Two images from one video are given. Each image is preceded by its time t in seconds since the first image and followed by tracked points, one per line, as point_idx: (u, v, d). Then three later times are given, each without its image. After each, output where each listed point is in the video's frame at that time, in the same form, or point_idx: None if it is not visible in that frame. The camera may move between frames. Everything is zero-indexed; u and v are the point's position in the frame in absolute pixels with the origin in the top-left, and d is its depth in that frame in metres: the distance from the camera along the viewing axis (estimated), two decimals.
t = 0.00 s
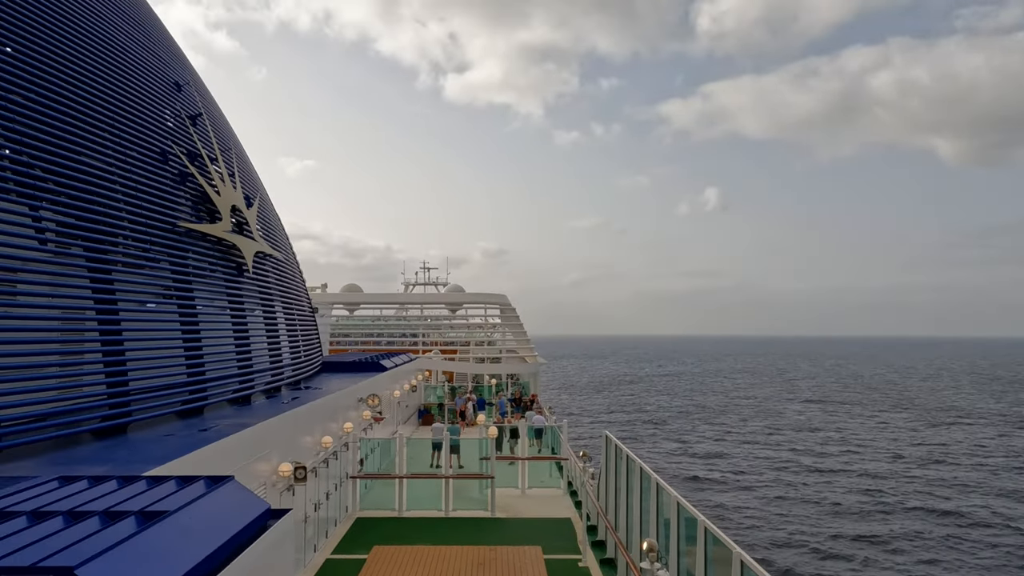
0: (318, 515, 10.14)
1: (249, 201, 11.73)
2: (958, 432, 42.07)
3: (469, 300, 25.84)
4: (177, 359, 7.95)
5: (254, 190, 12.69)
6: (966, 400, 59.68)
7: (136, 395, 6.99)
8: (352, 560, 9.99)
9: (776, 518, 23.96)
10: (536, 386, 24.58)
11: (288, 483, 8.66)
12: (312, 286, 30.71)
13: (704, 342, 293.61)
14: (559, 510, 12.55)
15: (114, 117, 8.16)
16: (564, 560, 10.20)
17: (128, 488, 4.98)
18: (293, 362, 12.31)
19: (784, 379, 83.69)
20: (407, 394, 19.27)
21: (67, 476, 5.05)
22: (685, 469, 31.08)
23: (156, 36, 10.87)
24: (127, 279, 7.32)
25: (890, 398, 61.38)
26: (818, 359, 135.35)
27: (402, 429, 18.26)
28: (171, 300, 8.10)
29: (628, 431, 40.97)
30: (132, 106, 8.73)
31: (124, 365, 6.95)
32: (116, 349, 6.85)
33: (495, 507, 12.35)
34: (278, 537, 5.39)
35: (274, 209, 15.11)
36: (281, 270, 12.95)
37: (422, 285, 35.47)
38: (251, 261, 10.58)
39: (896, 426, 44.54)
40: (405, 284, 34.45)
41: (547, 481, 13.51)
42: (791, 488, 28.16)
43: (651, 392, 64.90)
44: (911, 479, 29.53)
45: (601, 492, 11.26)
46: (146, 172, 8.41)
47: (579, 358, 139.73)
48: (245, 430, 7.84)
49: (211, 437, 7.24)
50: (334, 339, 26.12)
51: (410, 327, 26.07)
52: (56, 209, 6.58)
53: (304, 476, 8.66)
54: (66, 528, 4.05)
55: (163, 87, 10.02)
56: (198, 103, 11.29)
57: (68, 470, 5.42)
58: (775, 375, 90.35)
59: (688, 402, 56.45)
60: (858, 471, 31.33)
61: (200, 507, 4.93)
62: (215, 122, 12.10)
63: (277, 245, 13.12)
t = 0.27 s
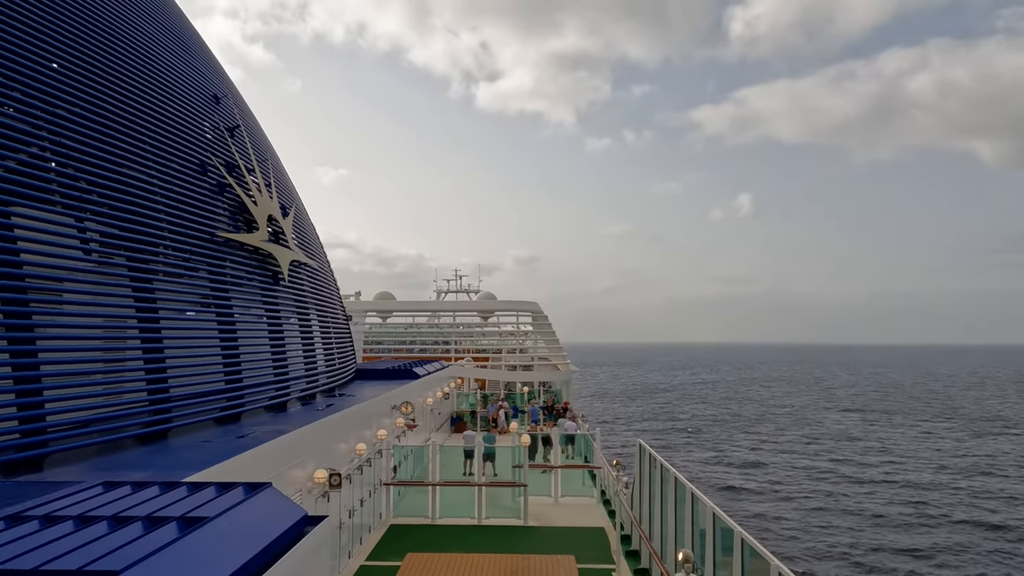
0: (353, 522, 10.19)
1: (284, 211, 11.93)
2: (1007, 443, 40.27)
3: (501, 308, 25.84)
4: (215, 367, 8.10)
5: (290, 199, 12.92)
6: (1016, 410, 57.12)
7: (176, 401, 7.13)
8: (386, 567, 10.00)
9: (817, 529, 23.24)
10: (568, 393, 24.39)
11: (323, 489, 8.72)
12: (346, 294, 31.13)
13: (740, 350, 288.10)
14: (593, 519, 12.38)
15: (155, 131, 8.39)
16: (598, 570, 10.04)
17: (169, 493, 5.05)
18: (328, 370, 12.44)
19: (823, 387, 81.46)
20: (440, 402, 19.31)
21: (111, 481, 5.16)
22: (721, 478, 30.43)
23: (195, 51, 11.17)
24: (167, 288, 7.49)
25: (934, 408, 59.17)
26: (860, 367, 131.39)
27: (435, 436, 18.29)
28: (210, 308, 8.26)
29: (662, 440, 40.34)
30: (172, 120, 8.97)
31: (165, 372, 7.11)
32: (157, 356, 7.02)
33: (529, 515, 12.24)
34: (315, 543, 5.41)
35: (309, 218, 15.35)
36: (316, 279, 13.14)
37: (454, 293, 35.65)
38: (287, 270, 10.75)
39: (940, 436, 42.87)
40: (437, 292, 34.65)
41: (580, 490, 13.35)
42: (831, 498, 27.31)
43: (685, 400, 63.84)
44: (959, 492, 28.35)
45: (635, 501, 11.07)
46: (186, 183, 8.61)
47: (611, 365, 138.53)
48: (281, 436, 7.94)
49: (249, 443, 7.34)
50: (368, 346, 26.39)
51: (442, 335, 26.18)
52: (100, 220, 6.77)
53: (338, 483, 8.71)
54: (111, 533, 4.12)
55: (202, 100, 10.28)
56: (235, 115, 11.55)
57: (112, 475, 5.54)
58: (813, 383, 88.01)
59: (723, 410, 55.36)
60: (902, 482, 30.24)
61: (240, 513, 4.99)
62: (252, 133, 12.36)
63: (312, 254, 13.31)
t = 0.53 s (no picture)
0: (379, 526, 10.22)
1: (311, 217, 12.07)
2: None
3: (526, 313, 25.79)
4: (244, 371, 8.20)
5: (316, 205, 13.07)
6: None
7: (205, 405, 7.23)
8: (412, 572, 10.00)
9: (849, 537, 22.68)
10: (593, 398, 24.21)
11: (350, 493, 8.76)
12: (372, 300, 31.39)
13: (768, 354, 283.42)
14: (619, 525, 12.23)
15: (185, 139, 8.55)
16: None
17: (199, 497, 5.11)
18: (354, 375, 12.53)
19: (854, 393, 79.65)
20: (465, 406, 19.32)
21: (143, 484, 5.23)
22: (749, 485, 29.89)
23: (224, 60, 11.39)
24: (197, 293, 7.61)
25: (970, 414, 57.39)
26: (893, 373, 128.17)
27: (460, 441, 18.28)
28: (238, 314, 8.37)
29: (689, 445, 39.81)
30: (202, 128, 9.14)
31: (194, 376, 7.22)
32: (187, 361, 7.13)
33: (554, 521, 12.14)
34: (342, 547, 5.41)
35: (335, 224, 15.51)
36: (342, 284, 13.25)
37: (478, 298, 35.72)
38: (314, 276, 10.87)
39: (975, 443, 41.54)
40: (462, 297, 34.75)
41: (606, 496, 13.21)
42: (864, 506, 26.64)
43: (712, 406, 62.94)
44: (998, 500, 27.41)
45: (661, 507, 10.90)
46: (215, 190, 8.76)
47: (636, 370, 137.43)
48: (308, 440, 7.99)
49: (276, 447, 7.40)
50: (393, 351, 26.55)
51: (467, 339, 26.23)
52: (132, 227, 6.91)
53: (365, 487, 8.74)
54: (144, 536, 4.17)
55: (231, 109, 10.46)
56: (263, 123, 11.73)
57: (144, 478, 5.63)
58: (844, 389, 86.09)
59: (751, 416, 54.43)
60: (938, 490, 29.36)
61: (269, 516, 5.02)
62: (280, 140, 12.55)
63: (338, 259, 13.44)
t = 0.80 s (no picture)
0: (404, 528, 10.24)
1: (337, 221, 12.19)
2: None
3: (549, 316, 25.72)
4: (270, 374, 8.29)
5: (341, 210, 13.21)
6: None
7: (233, 408, 7.32)
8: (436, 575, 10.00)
9: (881, 543, 22.14)
10: (617, 402, 24.01)
11: (375, 496, 8.79)
12: (396, 303, 31.59)
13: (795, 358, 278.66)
14: (644, 530, 12.08)
15: (213, 146, 8.71)
16: None
17: (227, 498, 5.16)
18: (378, 378, 12.60)
19: (886, 397, 77.89)
20: (489, 410, 19.30)
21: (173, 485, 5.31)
22: (777, 490, 29.39)
23: (251, 68, 11.59)
24: (225, 297, 7.72)
25: (1007, 419, 55.66)
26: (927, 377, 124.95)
27: (484, 444, 18.28)
28: (265, 317, 8.48)
29: (714, 450, 39.27)
30: (230, 135, 9.30)
31: (223, 379, 7.32)
32: (215, 364, 7.23)
33: (578, 525, 12.05)
34: (368, 549, 5.42)
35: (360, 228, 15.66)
36: (366, 288, 13.35)
37: (501, 301, 35.73)
38: (339, 280, 10.96)
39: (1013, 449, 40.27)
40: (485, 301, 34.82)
41: (630, 500, 13.07)
42: (896, 512, 26.00)
43: (739, 410, 62.06)
44: None
45: (687, 512, 10.74)
46: (242, 196, 8.89)
47: (661, 374, 136.19)
48: (334, 443, 8.05)
49: (303, 449, 7.47)
50: (417, 354, 26.67)
51: (491, 343, 26.23)
52: (161, 233, 7.05)
53: (390, 490, 8.76)
54: (174, 536, 4.22)
55: (258, 115, 10.63)
56: (289, 128, 11.90)
57: (173, 479, 5.72)
58: (875, 393, 84.20)
59: (779, 421, 53.50)
60: (975, 496, 28.52)
61: (296, 518, 5.05)
62: (306, 145, 12.72)
63: (363, 263, 13.55)
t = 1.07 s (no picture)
0: (421, 530, 10.25)
1: (354, 224, 12.26)
2: None
3: (565, 318, 25.64)
4: (289, 376, 8.35)
5: (359, 212, 13.28)
6: None
7: (252, 410, 7.38)
8: None
9: (905, 548, 21.75)
10: (634, 404, 23.86)
11: (392, 497, 8.81)
12: (413, 305, 31.70)
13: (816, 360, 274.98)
14: (661, 533, 11.98)
15: (231, 149, 8.80)
16: None
17: (247, 499, 5.20)
18: (395, 380, 12.64)
19: (909, 400, 76.58)
20: (505, 412, 19.29)
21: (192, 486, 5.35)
22: (797, 493, 29.00)
23: (270, 71, 11.72)
24: (243, 298, 7.79)
25: None
26: (952, 380, 122.61)
27: (500, 446, 18.27)
28: (283, 320, 8.54)
29: (733, 453, 38.87)
30: (247, 138, 9.39)
31: (241, 381, 7.38)
32: (234, 366, 7.30)
33: (595, 528, 11.99)
34: (385, 550, 5.42)
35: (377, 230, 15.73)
36: (383, 290, 13.41)
37: (518, 303, 35.70)
38: (356, 282, 11.01)
39: None
40: (501, 302, 34.81)
41: (647, 503, 12.96)
42: (920, 516, 25.52)
43: (758, 412, 61.36)
44: None
45: (705, 515, 10.63)
46: (260, 199, 8.97)
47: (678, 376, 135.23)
48: (351, 444, 8.09)
49: (320, 451, 7.51)
50: (434, 356, 26.74)
51: (507, 345, 26.21)
52: (181, 236, 7.13)
53: (407, 491, 8.77)
54: (194, 536, 4.26)
55: (276, 119, 10.73)
56: (307, 131, 12.01)
57: (193, 479, 5.77)
58: (897, 396, 82.81)
59: (799, 424, 52.82)
60: (1002, 501, 27.91)
61: (314, 519, 5.06)
62: (323, 148, 12.81)
63: (380, 265, 13.60)
